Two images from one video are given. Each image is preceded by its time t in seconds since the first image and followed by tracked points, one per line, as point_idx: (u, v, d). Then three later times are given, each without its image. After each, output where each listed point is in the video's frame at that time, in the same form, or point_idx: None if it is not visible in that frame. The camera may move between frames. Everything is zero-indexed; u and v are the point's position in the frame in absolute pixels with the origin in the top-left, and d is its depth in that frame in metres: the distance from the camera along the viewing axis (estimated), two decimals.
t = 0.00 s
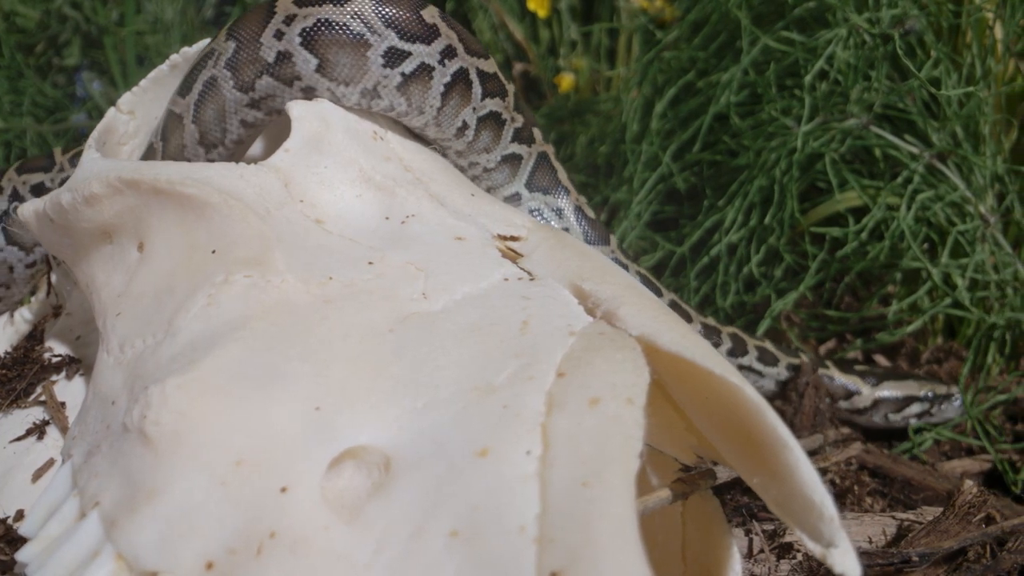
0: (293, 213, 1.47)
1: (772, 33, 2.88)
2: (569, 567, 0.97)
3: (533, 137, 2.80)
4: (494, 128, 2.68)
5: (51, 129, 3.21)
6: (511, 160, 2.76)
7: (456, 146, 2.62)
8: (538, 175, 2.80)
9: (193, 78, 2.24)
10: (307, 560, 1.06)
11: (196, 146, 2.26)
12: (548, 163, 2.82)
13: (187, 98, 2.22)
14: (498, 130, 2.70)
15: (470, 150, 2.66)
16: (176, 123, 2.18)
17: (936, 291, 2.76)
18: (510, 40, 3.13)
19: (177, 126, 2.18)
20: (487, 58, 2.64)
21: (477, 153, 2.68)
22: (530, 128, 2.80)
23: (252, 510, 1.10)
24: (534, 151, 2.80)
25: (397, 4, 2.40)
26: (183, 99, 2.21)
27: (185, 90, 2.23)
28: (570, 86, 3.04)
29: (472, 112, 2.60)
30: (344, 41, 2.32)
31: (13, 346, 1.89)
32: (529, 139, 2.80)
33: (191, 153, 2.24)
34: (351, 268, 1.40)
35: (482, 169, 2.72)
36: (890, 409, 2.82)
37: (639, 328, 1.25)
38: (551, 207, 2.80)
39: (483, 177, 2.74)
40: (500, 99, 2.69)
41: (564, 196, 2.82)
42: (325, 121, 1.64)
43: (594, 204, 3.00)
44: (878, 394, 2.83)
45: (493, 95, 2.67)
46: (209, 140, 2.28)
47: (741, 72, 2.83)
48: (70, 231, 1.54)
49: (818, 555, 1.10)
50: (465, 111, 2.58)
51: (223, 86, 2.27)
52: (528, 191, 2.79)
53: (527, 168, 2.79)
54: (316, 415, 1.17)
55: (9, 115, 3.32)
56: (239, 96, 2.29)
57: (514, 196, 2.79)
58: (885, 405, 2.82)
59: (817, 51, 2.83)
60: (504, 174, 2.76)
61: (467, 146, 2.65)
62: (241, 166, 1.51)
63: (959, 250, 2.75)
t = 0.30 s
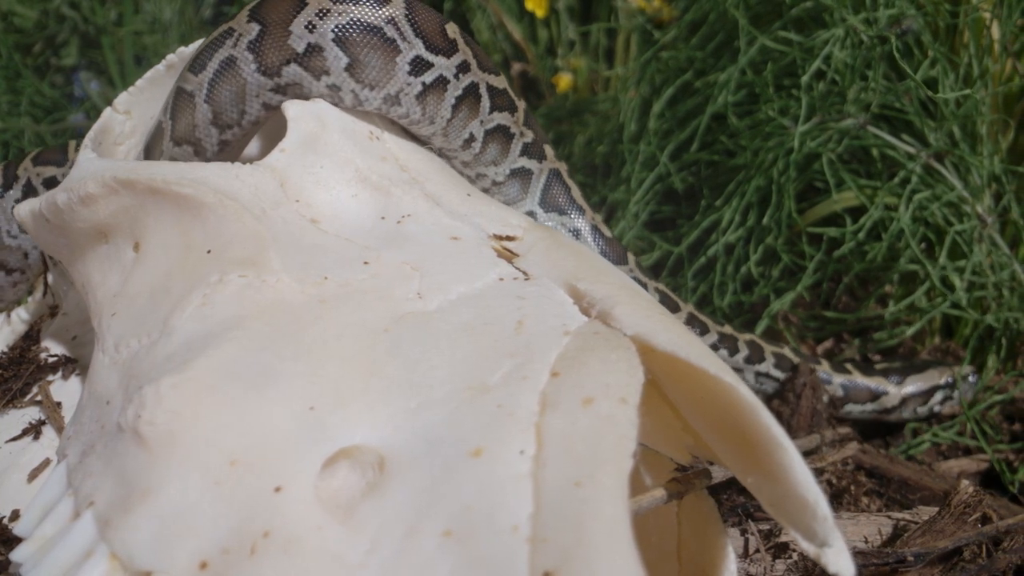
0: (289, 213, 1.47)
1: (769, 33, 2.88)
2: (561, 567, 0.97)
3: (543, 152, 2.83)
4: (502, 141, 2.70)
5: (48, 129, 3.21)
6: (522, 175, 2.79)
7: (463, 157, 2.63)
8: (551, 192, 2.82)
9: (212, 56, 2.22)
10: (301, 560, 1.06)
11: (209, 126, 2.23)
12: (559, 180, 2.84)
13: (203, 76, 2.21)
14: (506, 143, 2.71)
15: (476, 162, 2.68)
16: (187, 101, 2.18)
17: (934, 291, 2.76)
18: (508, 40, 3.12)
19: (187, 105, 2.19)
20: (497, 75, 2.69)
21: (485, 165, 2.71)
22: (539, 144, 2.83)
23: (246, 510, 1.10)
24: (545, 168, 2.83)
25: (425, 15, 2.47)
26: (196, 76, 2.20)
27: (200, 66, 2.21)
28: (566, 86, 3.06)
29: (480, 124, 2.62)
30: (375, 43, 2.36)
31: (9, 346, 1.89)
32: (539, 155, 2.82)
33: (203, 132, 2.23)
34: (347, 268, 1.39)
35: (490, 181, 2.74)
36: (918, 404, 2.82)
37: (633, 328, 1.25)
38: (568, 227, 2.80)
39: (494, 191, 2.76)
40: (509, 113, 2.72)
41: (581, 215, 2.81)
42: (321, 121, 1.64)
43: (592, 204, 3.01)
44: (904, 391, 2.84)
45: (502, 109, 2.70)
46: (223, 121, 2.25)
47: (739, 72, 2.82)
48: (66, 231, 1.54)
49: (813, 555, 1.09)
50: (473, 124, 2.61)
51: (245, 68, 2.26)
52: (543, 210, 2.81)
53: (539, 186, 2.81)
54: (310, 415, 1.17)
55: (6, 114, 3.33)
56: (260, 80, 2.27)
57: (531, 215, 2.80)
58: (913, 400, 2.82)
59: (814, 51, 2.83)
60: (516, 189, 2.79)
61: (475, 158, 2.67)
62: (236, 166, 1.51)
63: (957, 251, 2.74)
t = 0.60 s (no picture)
0: (285, 213, 1.47)
1: (767, 33, 2.88)
2: (555, 567, 0.97)
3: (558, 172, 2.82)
4: (512, 155, 2.72)
5: (47, 129, 3.23)
6: (537, 196, 2.79)
7: (468, 168, 2.66)
8: (569, 215, 2.80)
9: (237, 35, 2.23)
10: (295, 560, 1.06)
11: (230, 105, 2.25)
12: (574, 202, 2.82)
13: (224, 55, 2.22)
14: (514, 157, 2.73)
15: (481, 173, 2.69)
16: (204, 78, 2.20)
17: (931, 292, 2.76)
18: (507, 40, 3.12)
19: (204, 83, 2.21)
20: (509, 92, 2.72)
21: (494, 179, 2.72)
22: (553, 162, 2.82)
23: (240, 509, 1.09)
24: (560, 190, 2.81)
25: (450, 33, 2.52)
26: (216, 53, 2.21)
27: (221, 44, 2.22)
28: (565, 86, 3.04)
29: (488, 138, 2.64)
30: (405, 50, 2.39)
31: (6, 346, 1.89)
32: (553, 175, 2.82)
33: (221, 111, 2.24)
34: (342, 268, 1.39)
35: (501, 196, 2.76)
36: (937, 408, 2.88)
37: (628, 328, 1.25)
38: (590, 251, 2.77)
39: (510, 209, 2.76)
40: (519, 129, 2.74)
41: (600, 238, 2.79)
42: (317, 121, 1.64)
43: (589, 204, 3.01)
44: (923, 396, 2.88)
45: (511, 124, 2.71)
46: (246, 101, 2.27)
47: (736, 72, 2.83)
48: (62, 231, 1.54)
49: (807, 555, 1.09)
50: (480, 137, 2.62)
51: (275, 54, 2.27)
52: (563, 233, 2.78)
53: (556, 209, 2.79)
54: (305, 415, 1.17)
55: (5, 115, 3.33)
56: (293, 67, 2.29)
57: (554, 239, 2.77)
58: (932, 405, 2.88)
59: (811, 51, 2.82)
60: (531, 209, 2.79)
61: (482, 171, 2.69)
62: (231, 166, 1.50)
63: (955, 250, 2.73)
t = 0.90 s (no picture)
0: (279, 213, 1.47)
1: (764, 33, 2.89)
2: (545, 567, 0.97)
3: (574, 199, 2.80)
4: (525, 178, 2.75)
5: (44, 130, 3.26)
6: (554, 223, 2.76)
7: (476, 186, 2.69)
8: (589, 241, 2.75)
9: (278, 21, 2.26)
10: (287, 559, 1.06)
11: (260, 87, 2.27)
12: (592, 228, 2.78)
13: (259, 36, 2.25)
14: (527, 180, 2.76)
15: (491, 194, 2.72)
16: (234, 56, 2.23)
17: (927, 291, 2.77)
18: (505, 40, 3.12)
19: (234, 61, 2.23)
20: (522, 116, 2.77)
21: (507, 202, 2.74)
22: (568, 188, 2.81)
23: (232, 509, 1.10)
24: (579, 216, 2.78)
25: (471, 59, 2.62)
26: (251, 34, 2.25)
27: (258, 26, 2.25)
28: (563, 86, 3.02)
29: (499, 159, 2.69)
30: (437, 70, 2.49)
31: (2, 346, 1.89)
32: (569, 202, 2.80)
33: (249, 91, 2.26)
34: (337, 268, 1.40)
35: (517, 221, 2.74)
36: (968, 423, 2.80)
37: (622, 327, 1.25)
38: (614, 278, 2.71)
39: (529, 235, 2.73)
40: (532, 153, 2.76)
41: (620, 264, 2.75)
42: (312, 121, 1.64)
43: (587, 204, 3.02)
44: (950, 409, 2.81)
45: (524, 147, 2.74)
46: (279, 87, 2.29)
47: (733, 72, 2.83)
48: (58, 231, 1.54)
49: (799, 554, 1.09)
50: (491, 157, 2.68)
51: (318, 47, 2.28)
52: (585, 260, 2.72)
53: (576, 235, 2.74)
54: (297, 415, 1.17)
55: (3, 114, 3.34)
56: (335, 65, 2.30)
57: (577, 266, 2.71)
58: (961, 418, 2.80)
59: (808, 51, 2.83)
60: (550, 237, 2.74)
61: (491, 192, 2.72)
62: (226, 166, 1.50)
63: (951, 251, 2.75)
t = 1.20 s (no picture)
0: (273, 213, 1.47)
1: (761, 33, 2.89)
2: (537, 567, 0.97)
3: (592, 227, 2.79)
4: (539, 204, 2.76)
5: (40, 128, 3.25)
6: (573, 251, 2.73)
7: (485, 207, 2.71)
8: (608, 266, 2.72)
9: (327, 22, 2.27)
10: (279, 559, 1.06)
11: (300, 81, 2.25)
12: (611, 254, 2.77)
13: (304, 31, 2.24)
14: (542, 206, 2.77)
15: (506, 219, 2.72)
16: (274, 45, 2.22)
17: (923, 290, 2.78)
18: (503, 40, 3.09)
19: (275, 49, 2.22)
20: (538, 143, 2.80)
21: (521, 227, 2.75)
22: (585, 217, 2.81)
23: (225, 509, 1.10)
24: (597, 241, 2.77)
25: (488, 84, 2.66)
26: (297, 28, 2.24)
27: (305, 21, 2.25)
28: (560, 87, 3.04)
29: (509, 181, 2.72)
30: (458, 93, 2.52)
31: None
32: (587, 230, 2.79)
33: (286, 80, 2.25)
34: (331, 268, 1.40)
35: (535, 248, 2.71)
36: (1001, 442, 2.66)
37: (616, 327, 1.25)
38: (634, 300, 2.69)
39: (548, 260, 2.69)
40: (546, 179, 2.78)
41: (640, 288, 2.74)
42: (308, 122, 1.64)
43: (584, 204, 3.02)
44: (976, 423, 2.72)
45: (536, 173, 2.77)
46: (318, 85, 2.25)
47: (730, 72, 2.83)
48: (53, 231, 1.54)
49: (792, 554, 1.09)
50: (501, 178, 2.71)
51: (365, 56, 2.30)
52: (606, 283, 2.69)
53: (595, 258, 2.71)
54: (291, 415, 1.17)
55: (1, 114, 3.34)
56: (377, 75, 2.31)
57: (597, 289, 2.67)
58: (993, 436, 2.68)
59: (805, 51, 2.83)
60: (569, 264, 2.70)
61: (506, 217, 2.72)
62: (221, 166, 1.50)
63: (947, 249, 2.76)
